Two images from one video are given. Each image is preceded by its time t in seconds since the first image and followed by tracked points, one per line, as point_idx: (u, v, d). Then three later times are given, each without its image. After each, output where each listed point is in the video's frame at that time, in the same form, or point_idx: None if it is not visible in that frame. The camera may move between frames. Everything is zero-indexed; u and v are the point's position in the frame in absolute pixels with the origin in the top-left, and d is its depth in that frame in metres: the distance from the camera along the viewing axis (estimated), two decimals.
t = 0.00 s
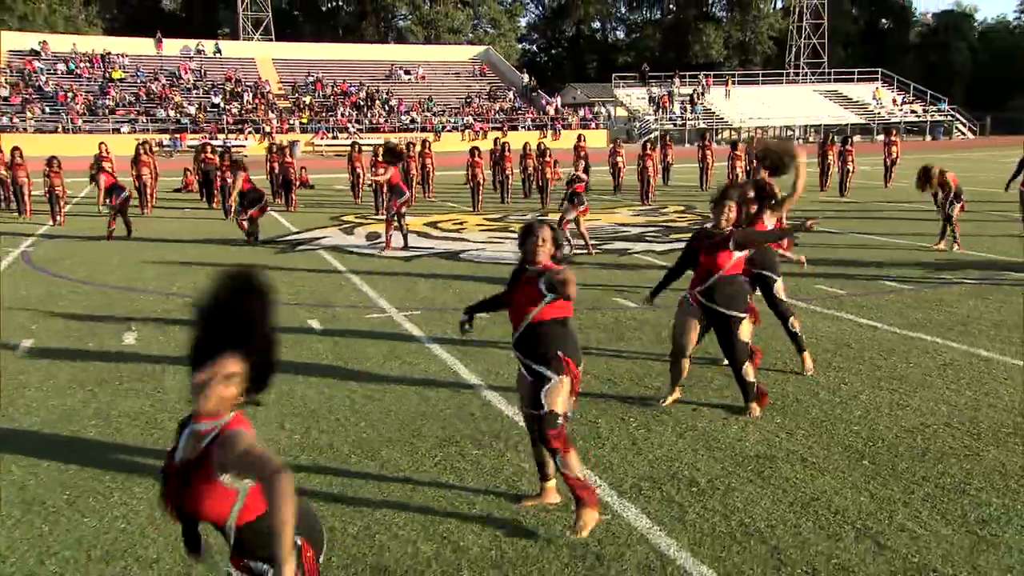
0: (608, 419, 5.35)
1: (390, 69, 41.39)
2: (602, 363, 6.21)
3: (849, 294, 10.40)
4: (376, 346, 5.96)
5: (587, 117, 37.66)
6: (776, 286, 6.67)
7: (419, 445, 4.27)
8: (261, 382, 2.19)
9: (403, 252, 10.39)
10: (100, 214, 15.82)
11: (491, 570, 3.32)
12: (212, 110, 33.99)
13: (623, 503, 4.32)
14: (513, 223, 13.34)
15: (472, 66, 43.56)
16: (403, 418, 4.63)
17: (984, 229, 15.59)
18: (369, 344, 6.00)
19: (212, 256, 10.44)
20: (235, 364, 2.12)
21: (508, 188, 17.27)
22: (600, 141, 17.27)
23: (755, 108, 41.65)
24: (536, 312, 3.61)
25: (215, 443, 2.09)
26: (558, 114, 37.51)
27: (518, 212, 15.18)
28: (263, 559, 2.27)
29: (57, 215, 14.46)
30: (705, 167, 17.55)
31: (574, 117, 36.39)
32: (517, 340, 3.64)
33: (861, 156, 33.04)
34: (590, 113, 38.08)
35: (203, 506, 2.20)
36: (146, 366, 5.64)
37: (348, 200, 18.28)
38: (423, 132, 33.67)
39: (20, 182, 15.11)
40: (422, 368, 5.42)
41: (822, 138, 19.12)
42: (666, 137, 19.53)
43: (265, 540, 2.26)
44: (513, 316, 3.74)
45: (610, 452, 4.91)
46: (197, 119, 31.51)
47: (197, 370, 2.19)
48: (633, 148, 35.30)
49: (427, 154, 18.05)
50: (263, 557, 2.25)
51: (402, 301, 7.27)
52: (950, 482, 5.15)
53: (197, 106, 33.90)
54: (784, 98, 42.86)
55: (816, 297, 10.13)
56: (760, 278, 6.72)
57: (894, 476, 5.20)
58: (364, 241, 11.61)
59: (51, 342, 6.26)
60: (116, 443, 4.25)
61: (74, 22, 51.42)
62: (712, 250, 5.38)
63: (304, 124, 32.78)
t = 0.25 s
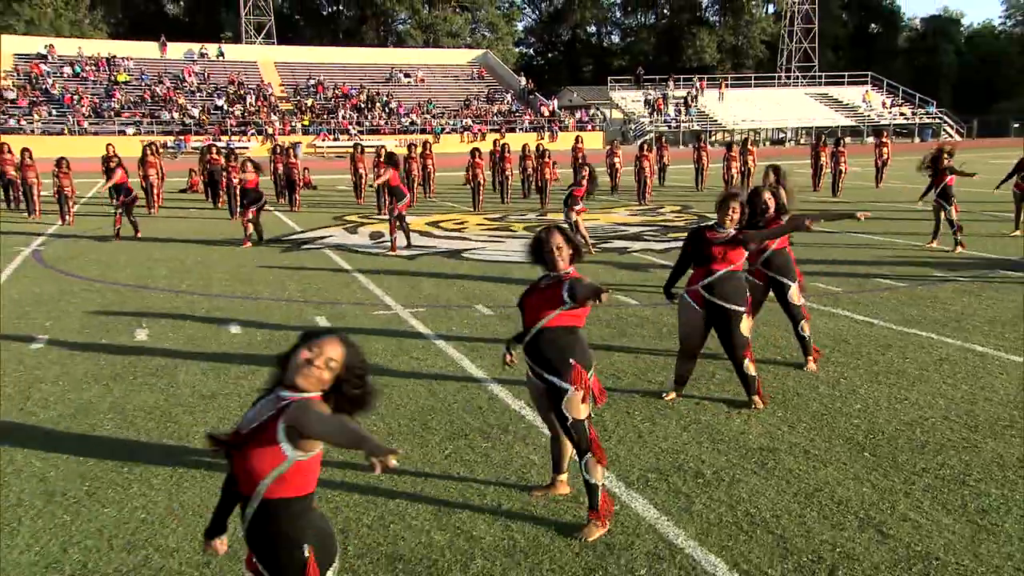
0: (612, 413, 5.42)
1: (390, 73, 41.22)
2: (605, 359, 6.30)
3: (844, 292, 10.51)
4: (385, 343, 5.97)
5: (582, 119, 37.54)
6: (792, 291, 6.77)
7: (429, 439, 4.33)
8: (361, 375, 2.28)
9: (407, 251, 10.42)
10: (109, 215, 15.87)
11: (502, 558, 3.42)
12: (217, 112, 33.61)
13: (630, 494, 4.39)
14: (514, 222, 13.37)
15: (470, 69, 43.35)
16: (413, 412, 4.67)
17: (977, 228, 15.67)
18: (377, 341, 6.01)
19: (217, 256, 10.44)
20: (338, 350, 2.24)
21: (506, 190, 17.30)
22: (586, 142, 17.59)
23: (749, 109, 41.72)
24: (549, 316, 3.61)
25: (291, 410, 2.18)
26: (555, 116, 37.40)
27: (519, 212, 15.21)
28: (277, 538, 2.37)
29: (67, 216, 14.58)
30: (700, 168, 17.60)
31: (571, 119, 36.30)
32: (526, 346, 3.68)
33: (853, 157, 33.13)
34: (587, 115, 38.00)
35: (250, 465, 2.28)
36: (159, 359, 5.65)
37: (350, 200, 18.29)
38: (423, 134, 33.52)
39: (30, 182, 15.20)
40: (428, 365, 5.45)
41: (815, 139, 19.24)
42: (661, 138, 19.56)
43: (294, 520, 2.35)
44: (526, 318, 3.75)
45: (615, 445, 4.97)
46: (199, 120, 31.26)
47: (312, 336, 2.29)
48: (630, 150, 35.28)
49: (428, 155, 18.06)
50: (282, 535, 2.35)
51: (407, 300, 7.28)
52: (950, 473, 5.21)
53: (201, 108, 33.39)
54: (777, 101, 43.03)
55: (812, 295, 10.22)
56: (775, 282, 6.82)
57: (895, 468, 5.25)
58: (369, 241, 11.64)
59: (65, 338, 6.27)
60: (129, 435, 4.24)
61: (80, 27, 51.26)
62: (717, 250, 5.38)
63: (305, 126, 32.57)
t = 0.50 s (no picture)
0: (617, 408, 5.48)
1: (389, 76, 40.85)
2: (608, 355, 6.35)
3: (840, 290, 10.59)
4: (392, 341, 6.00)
5: (577, 123, 37.52)
6: (790, 288, 6.83)
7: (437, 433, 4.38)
8: (400, 367, 2.28)
9: (411, 252, 10.45)
10: (117, 215, 15.89)
11: (513, 548, 3.47)
12: (221, 116, 33.49)
13: (637, 485, 4.44)
14: (515, 223, 13.41)
15: (467, 73, 42.90)
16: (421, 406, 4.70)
17: (968, 229, 15.78)
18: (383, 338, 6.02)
19: (223, 256, 10.45)
20: (376, 343, 2.23)
21: (506, 192, 17.33)
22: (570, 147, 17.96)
23: (743, 113, 41.84)
24: (561, 315, 3.67)
25: (339, 398, 2.16)
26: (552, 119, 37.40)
27: (520, 213, 15.25)
28: (311, 530, 2.31)
29: (76, 216, 14.57)
30: (696, 170, 17.67)
31: (568, 122, 36.28)
32: (538, 342, 3.76)
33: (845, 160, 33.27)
34: (583, 119, 37.96)
35: (292, 454, 2.23)
36: (172, 355, 5.66)
37: (352, 202, 18.32)
38: (422, 136, 33.51)
39: (39, 185, 15.31)
40: (434, 362, 5.47)
41: (808, 141, 19.35)
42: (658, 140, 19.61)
43: (331, 512, 2.31)
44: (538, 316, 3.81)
45: (620, 439, 5.02)
46: (201, 123, 31.25)
47: (349, 330, 2.29)
48: (627, 152, 35.32)
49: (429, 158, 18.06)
50: (317, 528, 2.29)
51: (413, 298, 7.31)
52: (948, 466, 5.27)
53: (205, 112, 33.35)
54: (768, 104, 43.23)
55: (808, 294, 10.30)
56: (773, 279, 6.89)
57: (895, 461, 5.31)
58: (373, 241, 11.67)
59: (78, 334, 6.29)
60: (145, 430, 4.25)
61: (87, 32, 51.28)
62: (717, 249, 5.44)
63: (307, 129, 32.53)
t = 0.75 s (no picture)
0: (623, 403, 5.54)
1: (390, 80, 40.80)
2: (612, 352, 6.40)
3: (837, 289, 10.67)
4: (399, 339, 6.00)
5: (574, 125, 37.59)
6: (787, 286, 6.85)
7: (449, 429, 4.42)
8: (432, 372, 2.29)
9: (415, 252, 10.47)
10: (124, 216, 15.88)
11: (526, 541, 3.52)
12: (224, 118, 33.37)
13: (644, 479, 4.49)
14: (516, 223, 13.45)
15: (466, 77, 42.94)
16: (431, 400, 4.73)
17: (959, 229, 15.94)
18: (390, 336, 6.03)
19: (231, 255, 10.46)
20: (410, 347, 2.23)
21: (506, 193, 17.37)
22: (571, 149, 18.07)
23: (737, 116, 42.05)
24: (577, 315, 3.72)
25: (379, 406, 2.18)
26: (550, 121, 37.48)
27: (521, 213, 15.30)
28: (351, 532, 2.33)
29: (84, 217, 14.51)
30: (692, 172, 17.74)
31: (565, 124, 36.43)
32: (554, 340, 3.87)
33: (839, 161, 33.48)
34: (579, 121, 38.08)
35: (337, 459, 2.23)
36: (184, 352, 5.68)
37: (354, 203, 18.35)
38: (422, 139, 33.54)
39: (48, 186, 15.35)
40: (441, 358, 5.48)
41: (801, 144, 19.46)
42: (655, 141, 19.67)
43: (370, 516, 2.32)
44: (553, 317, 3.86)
45: (626, 434, 5.07)
46: (205, 125, 31.23)
47: (376, 338, 2.29)
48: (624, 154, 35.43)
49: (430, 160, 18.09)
50: (357, 532, 2.30)
51: (419, 297, 7.32)
52: (948, 459, 5.32)
53: (208, 114, 33.25)
54: (761, 107, 43.44)
55: (805, 293, 10.37)
56: (771, 278, 6.92)
57: (896, 455, 5.36)
58: (378, 241, 11.70)
59: (91, 332, 6.32)
60: (158, 425, 4.25)
61: (93, 37, 51.26)
62: (719, 249, 5.50)
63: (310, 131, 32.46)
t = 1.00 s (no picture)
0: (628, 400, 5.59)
1: (390, 84, 40.61)
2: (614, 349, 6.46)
3: (832, 289, 10.74)
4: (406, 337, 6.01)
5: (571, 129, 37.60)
6: (785, 286, 6.91)
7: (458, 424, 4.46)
8: (474, 380, 2.20)
9: (418, 252, 10.49)
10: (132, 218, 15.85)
11: (538, 533, 3.57)
12: (228, 122, 33.27)
13: (652, 473, 4.54)
14: (517, 225, 13.50)
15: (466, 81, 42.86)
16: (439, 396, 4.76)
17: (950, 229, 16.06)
18: (397, 335, 6.03)
19: (238, 255, 10.49)
20: (451, 353, 2.15)
21: (505, 195, 17.40)
22: (569, 151, 18.13)
23: (731, 119, 42.20)
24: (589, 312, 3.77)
25: (415, 409, 2.12)
26: (547, 124, 37.50)
27: (522, 215, 15.35)
28: (376, 525, 2.29)
29: (94, 218, 14.47)
30: (688, 174, 17.81)
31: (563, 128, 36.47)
32: (563, 334, 3.92)
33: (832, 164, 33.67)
34: (576, 125, 38.09)
35: (367, 451, 2.20)
36: (197, 350, 5.69)
37: (357, 205, 18.37)
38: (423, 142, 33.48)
39: (59, 189, 15.35)
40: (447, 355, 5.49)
41: (795, 147, 19.56)
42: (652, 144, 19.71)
43: (395, 513, 2.28)
44: (565, 310, 3.91)
45: (632, 429, 5.12)
46: (210, 129, 31.14)
47: (424, 340, 2.23)
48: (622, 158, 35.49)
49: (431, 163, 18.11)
50: (381, 527, 2.27)
51: (425, 296, 7.36)
52: (947, 454, 5.38)
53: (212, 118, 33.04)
54: (754, 111, 43.63)
55: (802, 292, 10.44)
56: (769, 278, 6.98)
57: (897, 450, 5.41)
58: (382, 241, 11.75)
59: (105, 331, 6.33)
60: (173, 420, 4.26)
61: (99, 42, 51.16)
62: (722, 248, 5.55)
63: (312, 135, 32.34)
